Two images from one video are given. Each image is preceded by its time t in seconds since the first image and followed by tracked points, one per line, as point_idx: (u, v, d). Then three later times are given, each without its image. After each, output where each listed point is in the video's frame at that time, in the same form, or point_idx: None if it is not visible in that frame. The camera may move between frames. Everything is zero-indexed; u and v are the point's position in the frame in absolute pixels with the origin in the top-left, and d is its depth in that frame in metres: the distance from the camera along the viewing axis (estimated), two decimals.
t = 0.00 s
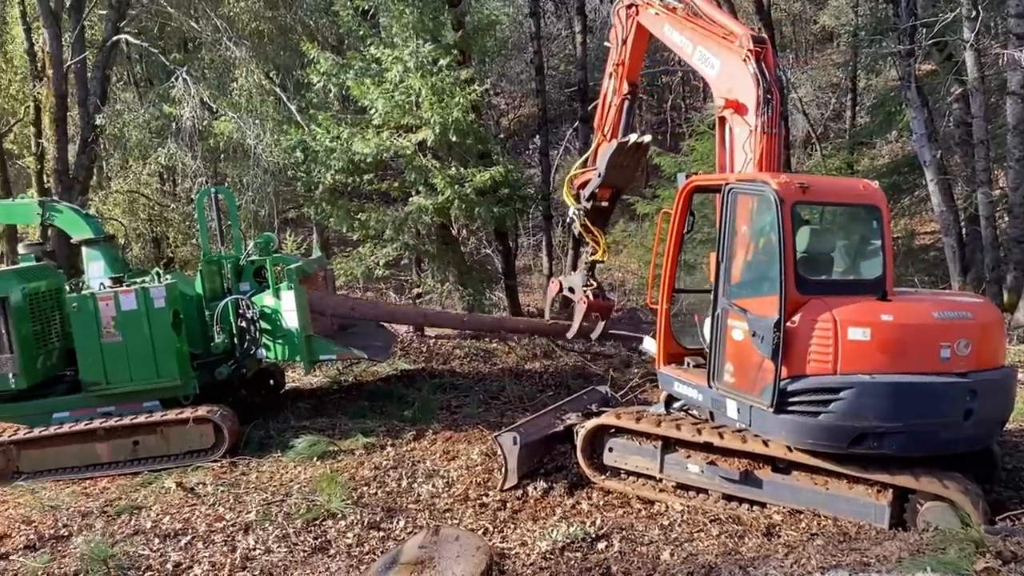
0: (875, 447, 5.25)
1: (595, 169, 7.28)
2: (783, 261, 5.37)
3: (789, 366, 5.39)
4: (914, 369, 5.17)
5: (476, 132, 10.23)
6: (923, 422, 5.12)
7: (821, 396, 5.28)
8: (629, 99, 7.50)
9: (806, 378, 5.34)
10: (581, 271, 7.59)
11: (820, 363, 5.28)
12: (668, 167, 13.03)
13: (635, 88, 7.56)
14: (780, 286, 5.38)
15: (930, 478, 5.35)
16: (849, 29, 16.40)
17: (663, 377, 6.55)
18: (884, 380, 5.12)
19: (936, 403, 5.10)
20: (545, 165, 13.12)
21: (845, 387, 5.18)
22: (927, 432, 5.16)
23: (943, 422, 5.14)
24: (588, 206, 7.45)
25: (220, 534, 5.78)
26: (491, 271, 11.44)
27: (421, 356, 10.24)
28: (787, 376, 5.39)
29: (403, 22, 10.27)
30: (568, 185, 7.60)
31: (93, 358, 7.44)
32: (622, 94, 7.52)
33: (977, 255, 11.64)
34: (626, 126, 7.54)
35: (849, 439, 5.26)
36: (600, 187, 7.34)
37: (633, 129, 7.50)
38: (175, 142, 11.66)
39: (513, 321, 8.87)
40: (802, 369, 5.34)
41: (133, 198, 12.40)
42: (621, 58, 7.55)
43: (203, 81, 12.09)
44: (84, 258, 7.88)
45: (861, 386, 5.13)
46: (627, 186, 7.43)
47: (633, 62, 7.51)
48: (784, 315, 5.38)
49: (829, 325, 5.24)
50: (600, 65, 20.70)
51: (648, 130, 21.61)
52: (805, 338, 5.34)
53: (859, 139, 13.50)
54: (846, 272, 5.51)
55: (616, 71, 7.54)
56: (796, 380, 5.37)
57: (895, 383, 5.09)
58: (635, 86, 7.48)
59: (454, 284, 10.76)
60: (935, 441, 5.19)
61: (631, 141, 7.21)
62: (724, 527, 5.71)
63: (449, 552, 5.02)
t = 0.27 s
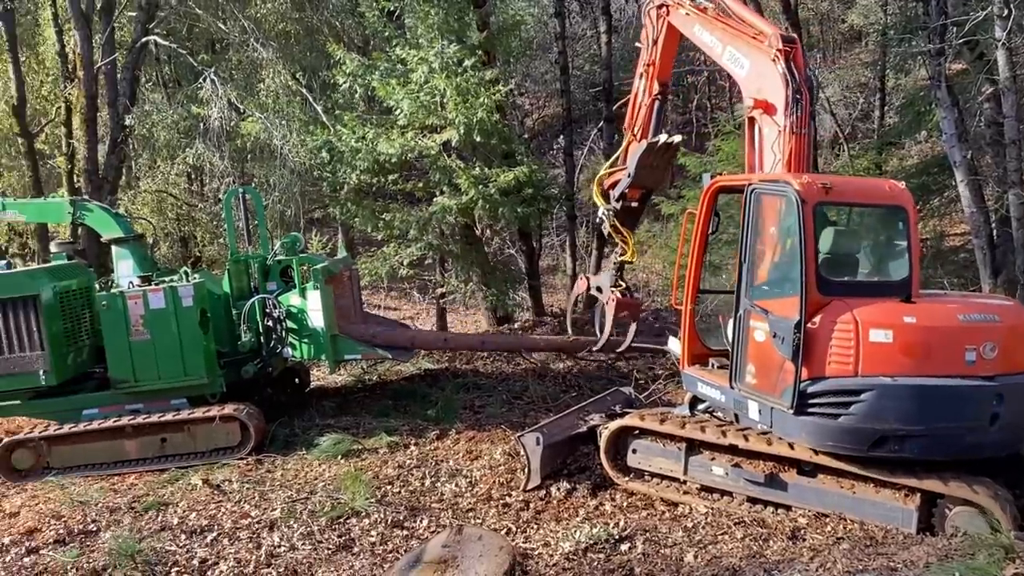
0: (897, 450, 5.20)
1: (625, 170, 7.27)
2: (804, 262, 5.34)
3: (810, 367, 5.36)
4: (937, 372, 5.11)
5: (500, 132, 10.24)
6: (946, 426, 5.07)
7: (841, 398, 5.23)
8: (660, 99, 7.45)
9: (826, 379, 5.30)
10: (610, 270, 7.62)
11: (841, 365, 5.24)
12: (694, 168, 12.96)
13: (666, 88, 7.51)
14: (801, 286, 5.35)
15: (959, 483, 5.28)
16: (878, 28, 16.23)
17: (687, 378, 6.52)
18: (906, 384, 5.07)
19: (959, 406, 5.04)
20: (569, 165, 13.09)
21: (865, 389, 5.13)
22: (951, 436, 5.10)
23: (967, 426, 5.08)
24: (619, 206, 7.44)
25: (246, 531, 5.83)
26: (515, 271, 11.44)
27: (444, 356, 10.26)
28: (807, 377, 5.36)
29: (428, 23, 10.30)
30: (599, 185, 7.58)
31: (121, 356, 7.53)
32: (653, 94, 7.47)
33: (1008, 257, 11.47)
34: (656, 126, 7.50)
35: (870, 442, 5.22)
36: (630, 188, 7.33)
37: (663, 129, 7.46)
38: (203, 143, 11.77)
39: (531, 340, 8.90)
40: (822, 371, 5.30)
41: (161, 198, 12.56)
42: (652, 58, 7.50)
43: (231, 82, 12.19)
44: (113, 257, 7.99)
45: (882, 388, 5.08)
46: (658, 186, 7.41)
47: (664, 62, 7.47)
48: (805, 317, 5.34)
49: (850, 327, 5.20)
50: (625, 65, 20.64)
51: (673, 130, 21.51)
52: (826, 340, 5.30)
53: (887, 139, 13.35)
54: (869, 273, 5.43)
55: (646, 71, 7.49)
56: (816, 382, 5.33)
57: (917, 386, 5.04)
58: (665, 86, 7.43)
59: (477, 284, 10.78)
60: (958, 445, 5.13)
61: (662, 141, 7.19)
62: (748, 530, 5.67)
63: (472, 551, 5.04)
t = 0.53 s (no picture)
0: (906, 453, 5.14)
1: (674, 171, 7.20)
2: (813, 262, 5.32)
3: (818, 367, 5.33)
4: (948, 375, 5.04)
5: (524, 132, 10.24)
6: (957, 429, 5.00)
7: (848, 399, 5.19)
8: (708, 101, 7.35)
9: (833, 380, 5.27)
10: (657, 272, 7.54)
11: (849, 365, 5.20)
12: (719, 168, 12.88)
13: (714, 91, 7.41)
14: (809, 286, 5.33)
15: (988, 488, 5.21)
16: (907, 28, 16.05)
17: (711, 377, 6.51)
18: (914, 385, 5.01)
19: (970, 410, 4.96)
20: (593, 166, 13.06)
21: (872, 390, 5.09)
22: (962, 439, 5.03)
23: (980, 430, 5.00)
24: (666, 208, 7.33)
25: (270, 529, 5.87)
26: (538, 272, 11.43)
27: (467, 357, 10.29)
28: (815, 377, 5.33)
29: (453, 24, 10.32)
30: (648, 187, 7.49)
31: (149, 355, 7.62)
32: (700, 96, 7.38)
33: None
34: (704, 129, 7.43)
35: (877, 444, 5.18)
36: (678, 189, 7.27)
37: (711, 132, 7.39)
38: (230, 144, 11.89)
39: (552, 341, 8.89)
40: (830, 371, 5.27)
41: (188, 198, 12.75)
42: (699, 61, 7.45)
43: (258, 83, 12.29)
44: (141, 257, 8.08)
45: (889, 389, 5.04)
46: (706, 189, 7.38)
47: (712, 65, 7.40)
48: (813, 317, 5.33)
49: (859, 327, 5.16)
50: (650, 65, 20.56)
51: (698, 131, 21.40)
52: (834, 340, 5.27)
53: (916, 139, 13.20)
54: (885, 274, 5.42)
55: (693, 74, 7.44)
56: (824, 382, 5.30)
57: (926, 388, 4.99)
58: (713, 88, 7.34)
59: (501, 285, 10.79)
60: (971, 449, 5.06)
61: (712, 144, 7.16)
62: (772, 533, 5.63)
63: (494, 551, 5.05)
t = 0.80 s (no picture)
0: (915, 455, 5.11)
1: (724, 174, 7.21)
2: (822, 262, 5.33)
3: (827, 367, 5.33)
4: (958, 378, 4.95)
5: (547, 133, 10.24)
6: (965, 433, 4.94)
7: (855, 399, 5.19)
8: (759, 104, 7.49)
9: (841, 380, 5.26)
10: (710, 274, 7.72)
11: (857, 365, 5.19)
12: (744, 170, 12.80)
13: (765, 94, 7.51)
14: (819, 286, 5.35)
15: (1017, 494, 5.14)
16: (936, 27, 15.85)
17: (736, 377, 6.49)
18: (921, 387, 4.98)
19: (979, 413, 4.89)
20: (617, 167, 13.02)
21: (878, 391, 5.08)
22: (972, 443, 4.96)
23: (990, 435, 4.92)
24: (718, 211, 7.35)
25: (294, 527, 5.91)
26: (561, 273, 11.42)
27: (490, 357, 10.30)
28: (823, 377, 5.34)
29: (477, 26, 10.35)
30: (701, 189, 7.54)
31: (176, 354, 7.70)
32: (751, 99, 7.52)
33: None
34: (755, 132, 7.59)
35: (884, 445, 5.16)
36: (729, 193, 7.25)
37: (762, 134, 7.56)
38: (256, 145, 11.99)
39: (576, 342, 8.88)
40: (837, 371, 5.27)
41: (215, 199, 12.73)
42: (750, 64, 7.51)
43: (284, 85, 12.38)
44: (169, 257, 8.17)
45: (894, 390, 5.03)
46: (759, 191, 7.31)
47: (762, 67, 7.44)
48: (822, 317, 5.34)
49: (866, 328, 5.15)
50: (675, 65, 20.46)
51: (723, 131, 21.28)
52: (842, 340, 5.26)
53: (945, 140, 13.04)
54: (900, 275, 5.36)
55: (744, 77, 7.53)
56: (832, 382, 5.30)
57: (932, 390, 4.95)
58: (764, 91, 7.45)
59: (524, 286, 10.79)
60: (983, 453, 4.98)
61: (763, 147, 7.09)
62: (797, 537, 5.58)
63: (517, 552, 5.05)
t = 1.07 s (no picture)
0: (925, 458, 5.07)
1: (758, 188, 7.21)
2: (834, 263, 5.33)
3: (838, 368, 5.32)
4: (969, 381, 4.91)
5: (570, 135, 10.24)
6: (976, 436, 4.89)
7: (864, 401, 5.17)
8: (796, 116, 7.35)
9: (851, 381, 5.25)
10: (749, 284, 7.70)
11: (867, 367, 5.17)
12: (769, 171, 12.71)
13: (803, 106, 7.38)
14: (830, 287, 5.34)
15: None
16: (966, 27, 15.65)
17: (761, 379, 6.43)
18: (929, 390, 4.95)
19: (989, 417, 4.85)
20: (640, 168, 12.98)
21: (887, 392, 5.06)
22: (982, 447, 4.91)
23: (1001, 439, 4.86)
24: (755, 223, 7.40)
25: (317, 527, 5.95)
26: (584, 274, 11.40)
27: (512, 359, 10.31)
28: (833, 378, 5.34)
29: (501, 27, 10.36)
30: (740, 199, 7.55)
31: (202, 353, 7.78)
32: (788, 111, 7.39)
33: None
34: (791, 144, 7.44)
35: (893, 447, 5.13)
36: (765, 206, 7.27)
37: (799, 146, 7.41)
38: (281, 147, 12.08)
39: (599, 343, 8.85)
40: (848, 372, 5.26)
41: (242, 200, 12.85)
42: (787, 77, 7.41)
43: (309, 87, 12.47)
44: (195, 257, 8.25)
45: (902, 392, 5.01)
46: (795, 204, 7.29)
47: (799, 80, 7.34)
48: (833, 318, 5.33)
49: (877, 329, 5.13)
50: (699, 66, 20.36)
51: (748, 132, 21.15)
52: (853, 341, 5.25)
53: (974, 142, 12.86)
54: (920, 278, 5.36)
55: (781, 89, 7.41)
56: (843, 383, 5.29)
57: (941, 393, 4.92)
58: (800, 104, 7.31)
59: (546, 288, 10.79)
60: (994, 458, 4.92)
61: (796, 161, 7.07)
62: (821, 542, 5.53)
63: (538, 554, 5.05)
